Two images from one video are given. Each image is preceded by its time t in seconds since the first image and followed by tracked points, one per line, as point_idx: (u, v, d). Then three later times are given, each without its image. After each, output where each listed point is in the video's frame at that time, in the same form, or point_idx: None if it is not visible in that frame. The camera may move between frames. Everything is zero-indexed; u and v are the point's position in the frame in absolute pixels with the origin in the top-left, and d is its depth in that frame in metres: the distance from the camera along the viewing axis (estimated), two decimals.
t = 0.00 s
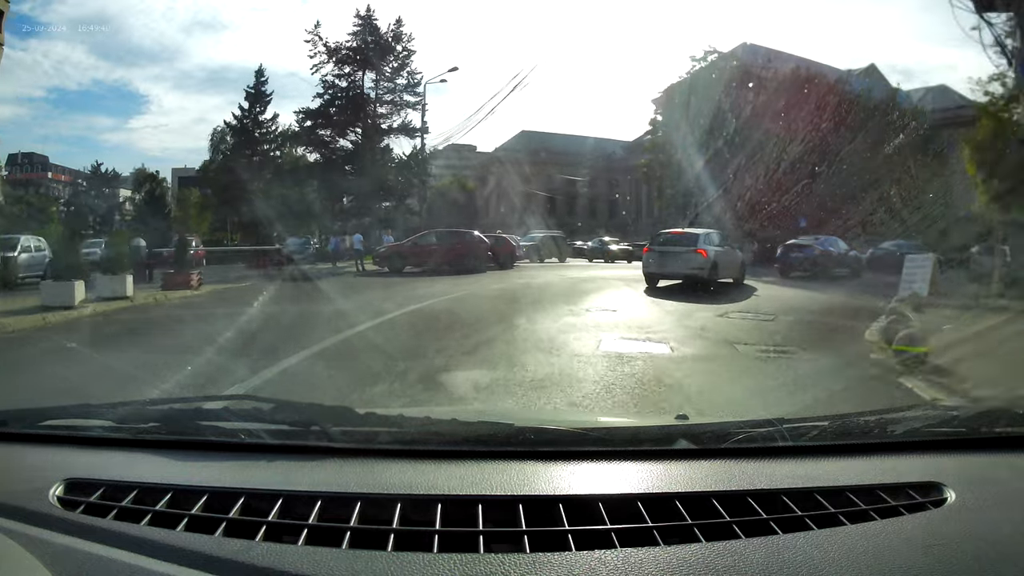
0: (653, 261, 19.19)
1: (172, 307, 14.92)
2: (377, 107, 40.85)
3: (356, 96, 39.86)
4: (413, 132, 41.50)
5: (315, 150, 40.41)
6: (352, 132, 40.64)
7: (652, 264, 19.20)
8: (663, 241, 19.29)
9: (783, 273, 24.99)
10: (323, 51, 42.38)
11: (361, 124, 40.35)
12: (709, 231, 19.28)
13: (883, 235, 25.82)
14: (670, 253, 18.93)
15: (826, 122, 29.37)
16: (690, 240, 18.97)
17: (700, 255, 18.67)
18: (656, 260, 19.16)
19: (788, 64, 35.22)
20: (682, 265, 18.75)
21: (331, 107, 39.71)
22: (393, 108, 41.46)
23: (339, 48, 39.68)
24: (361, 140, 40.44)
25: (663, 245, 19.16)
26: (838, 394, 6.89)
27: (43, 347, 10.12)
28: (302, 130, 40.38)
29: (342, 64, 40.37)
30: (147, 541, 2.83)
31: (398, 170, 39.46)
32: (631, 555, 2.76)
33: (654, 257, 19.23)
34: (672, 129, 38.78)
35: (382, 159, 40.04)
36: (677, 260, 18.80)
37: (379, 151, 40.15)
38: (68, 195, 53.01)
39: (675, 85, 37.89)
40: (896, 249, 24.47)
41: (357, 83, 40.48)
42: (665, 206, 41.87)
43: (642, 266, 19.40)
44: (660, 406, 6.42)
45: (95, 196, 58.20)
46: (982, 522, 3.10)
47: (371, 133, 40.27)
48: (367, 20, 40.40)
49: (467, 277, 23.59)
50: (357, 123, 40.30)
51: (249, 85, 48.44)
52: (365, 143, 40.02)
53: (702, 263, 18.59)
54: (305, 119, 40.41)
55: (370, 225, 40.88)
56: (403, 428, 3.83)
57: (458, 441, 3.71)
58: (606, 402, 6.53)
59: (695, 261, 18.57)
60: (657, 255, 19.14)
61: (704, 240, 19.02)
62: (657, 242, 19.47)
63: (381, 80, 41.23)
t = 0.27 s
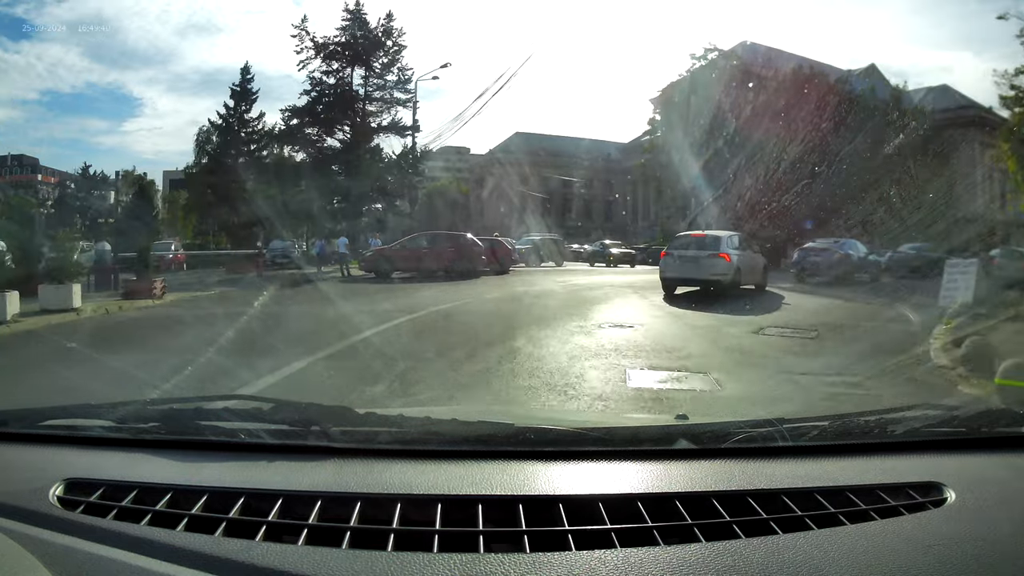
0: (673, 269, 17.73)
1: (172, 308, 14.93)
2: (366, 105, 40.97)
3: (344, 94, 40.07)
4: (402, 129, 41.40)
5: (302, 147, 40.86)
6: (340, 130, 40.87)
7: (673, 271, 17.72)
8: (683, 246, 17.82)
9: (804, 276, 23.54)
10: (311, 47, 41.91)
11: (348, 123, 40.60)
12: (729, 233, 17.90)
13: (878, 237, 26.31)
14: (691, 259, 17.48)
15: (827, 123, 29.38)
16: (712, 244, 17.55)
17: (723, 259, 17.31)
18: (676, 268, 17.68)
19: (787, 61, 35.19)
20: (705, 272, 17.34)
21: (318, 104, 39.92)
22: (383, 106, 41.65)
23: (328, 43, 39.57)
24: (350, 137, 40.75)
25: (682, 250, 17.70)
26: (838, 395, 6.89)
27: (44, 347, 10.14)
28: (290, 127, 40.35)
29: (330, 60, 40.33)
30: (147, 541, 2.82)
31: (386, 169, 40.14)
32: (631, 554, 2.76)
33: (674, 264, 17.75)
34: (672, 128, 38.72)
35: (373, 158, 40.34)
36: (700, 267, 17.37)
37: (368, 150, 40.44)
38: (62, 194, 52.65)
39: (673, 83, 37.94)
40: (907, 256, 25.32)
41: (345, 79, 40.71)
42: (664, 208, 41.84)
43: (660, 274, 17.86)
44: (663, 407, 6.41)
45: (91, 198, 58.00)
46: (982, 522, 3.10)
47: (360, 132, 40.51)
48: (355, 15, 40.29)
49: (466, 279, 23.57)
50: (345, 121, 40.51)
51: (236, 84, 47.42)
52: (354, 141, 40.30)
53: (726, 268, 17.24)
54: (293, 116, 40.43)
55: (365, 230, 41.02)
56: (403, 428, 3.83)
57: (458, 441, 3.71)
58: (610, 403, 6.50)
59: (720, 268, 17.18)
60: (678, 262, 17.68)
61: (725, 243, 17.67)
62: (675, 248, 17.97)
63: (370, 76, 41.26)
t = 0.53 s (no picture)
0: (690, 276, 15.33)
1: (171, 308, 14.91)
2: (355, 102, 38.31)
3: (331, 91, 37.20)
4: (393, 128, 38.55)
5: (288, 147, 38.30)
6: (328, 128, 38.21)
7: (690, 279, 15.30)
8: (703, 249, 15.36)
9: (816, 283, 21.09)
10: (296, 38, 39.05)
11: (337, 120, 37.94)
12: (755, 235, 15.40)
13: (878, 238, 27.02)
14: (712, 265, 15.07)
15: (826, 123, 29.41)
16: (735, 247, 15.12)
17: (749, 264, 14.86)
18: (694, 274, 15.27)
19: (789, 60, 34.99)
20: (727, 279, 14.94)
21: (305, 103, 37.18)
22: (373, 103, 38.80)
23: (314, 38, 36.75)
24: (339, 137, 38.07)
25: (701, 254, 15.28)
26: (838, 394, 6.88)
27: (44, 348, 10.13)
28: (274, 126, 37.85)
29: (318, 55, 37.42)
30: (147, 541, 2.83)
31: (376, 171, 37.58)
32: (631, 554, 2.76)
33: (692, 269, 15.33)
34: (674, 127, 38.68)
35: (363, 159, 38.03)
36: (722, 274, 14.95)
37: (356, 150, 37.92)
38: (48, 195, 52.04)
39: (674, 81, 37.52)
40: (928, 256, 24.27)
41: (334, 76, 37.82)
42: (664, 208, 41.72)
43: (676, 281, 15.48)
44: (664, 407, 6.40)
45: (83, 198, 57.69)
46: (982, 522, 3.10)
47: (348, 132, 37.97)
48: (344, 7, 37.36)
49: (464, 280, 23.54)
50: (333, 119, 37.80)
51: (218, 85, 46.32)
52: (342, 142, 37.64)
53: (752, 275, 14.78)
54: (277, 114, 37.78)
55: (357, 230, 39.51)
56: (404, 428, 3.83)
57: (458, 441, 3.71)
58: (613, 403, 6.49)
59: (745, 275, 14.75)
60: (697, 269, 15.23)
61: (751, 246, 15.19)
62: (694, 251, 15.58)
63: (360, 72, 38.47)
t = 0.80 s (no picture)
0: (706, 282, 14.40)
1: (170, 308, 14.90)
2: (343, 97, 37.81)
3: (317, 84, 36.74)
4: (382, 123, 37.96)
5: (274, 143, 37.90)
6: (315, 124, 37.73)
7: (707, 285, 14.37)
8: (718, 253, 14.43)
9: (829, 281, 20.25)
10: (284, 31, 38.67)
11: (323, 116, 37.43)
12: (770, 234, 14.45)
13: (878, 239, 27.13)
14: (728, 269, 14.15)
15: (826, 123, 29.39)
16: (752, 249, 14.19)
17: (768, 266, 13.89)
18: (711, 280, 14.34)
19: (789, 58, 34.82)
20: (746, 283, 13.98)
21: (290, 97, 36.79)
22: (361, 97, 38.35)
23: (301, 32, 36.47)
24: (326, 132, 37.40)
25: (717, 258, 14.35)
26: (838, 395, 6.89)
27: (45, 347, 10.14)
28: (259, 121, 37.61)
29: (306, 49, 37.09)
30: (147, 540, 2.83)
31: (364, 168, 37.01)
32: (631, 554, 2.76)
33: (708, 274, 14.40)
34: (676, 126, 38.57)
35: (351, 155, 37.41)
36: (740, 278, 14.00)
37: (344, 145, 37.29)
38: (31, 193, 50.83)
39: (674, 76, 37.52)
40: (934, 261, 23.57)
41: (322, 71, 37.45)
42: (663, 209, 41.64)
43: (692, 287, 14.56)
44: (665, 407, 6.39)
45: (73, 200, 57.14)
46: (981, 521, 3.11)
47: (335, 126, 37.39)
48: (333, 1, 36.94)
49: (464, 280, 23.52)
50: (319, 114, 37.29)
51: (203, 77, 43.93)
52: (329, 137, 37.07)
53: (773, 278, 13.79)
54: (262, 109, 37.43)
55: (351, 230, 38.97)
56: (403, 428, 3.83)
57: (458, 441, 3.71)
58: (614, 403, 6.48)
59: (766, 278, 13.74)
60: (712, 273, 14.31)
61: (769, 247, 14.21)
62: (708, 255, 14.68)
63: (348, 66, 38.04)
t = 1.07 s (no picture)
0: (720, 281, 12.91)
1: (169, 308, 14.91)
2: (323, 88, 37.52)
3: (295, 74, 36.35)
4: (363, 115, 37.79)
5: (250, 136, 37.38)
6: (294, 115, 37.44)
7: (721, 284, 12.90)
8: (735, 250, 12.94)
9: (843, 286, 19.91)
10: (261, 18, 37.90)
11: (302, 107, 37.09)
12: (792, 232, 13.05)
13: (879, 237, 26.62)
14: (746, 268, 12.67)
15: (826, 124, 29.45)
16: (773, 247, 12.76)
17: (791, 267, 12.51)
18: (725, 279, 12.85)
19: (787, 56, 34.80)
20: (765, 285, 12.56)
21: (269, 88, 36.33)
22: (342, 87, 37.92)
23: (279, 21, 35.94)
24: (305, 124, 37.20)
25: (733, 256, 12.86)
26: (836, 394, 6.90)
27: (44, 347, 10.14)
28: (235, 112, 37.18)
29: (285, 38, 36.67)
30: (147, 541, 2.82)
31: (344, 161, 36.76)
32: (630, 555, 2.76)
33: (722, 273, 12.91)
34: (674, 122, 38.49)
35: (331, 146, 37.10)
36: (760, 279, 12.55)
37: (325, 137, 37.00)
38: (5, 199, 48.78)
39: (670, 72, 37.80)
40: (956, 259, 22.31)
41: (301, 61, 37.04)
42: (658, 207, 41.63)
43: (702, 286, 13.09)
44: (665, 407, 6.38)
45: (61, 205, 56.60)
46: (981, 521, 3.11)
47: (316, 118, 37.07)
48: None
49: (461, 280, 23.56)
50: (298, 105, 36.95)
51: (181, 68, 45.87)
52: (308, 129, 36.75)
53: (796, 281, 12.38)
54: (239, 100, 37.05)
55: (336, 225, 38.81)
56: (404, 428, 3.83)
57: (458, 441, 3.71)
58: (614, 404, 6.47)
59: (789, 281, 12.34)
60: (728, 272, 12.83)
61: (791, 245, 12.82)
62: (723, 251, 13.17)
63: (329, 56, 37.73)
